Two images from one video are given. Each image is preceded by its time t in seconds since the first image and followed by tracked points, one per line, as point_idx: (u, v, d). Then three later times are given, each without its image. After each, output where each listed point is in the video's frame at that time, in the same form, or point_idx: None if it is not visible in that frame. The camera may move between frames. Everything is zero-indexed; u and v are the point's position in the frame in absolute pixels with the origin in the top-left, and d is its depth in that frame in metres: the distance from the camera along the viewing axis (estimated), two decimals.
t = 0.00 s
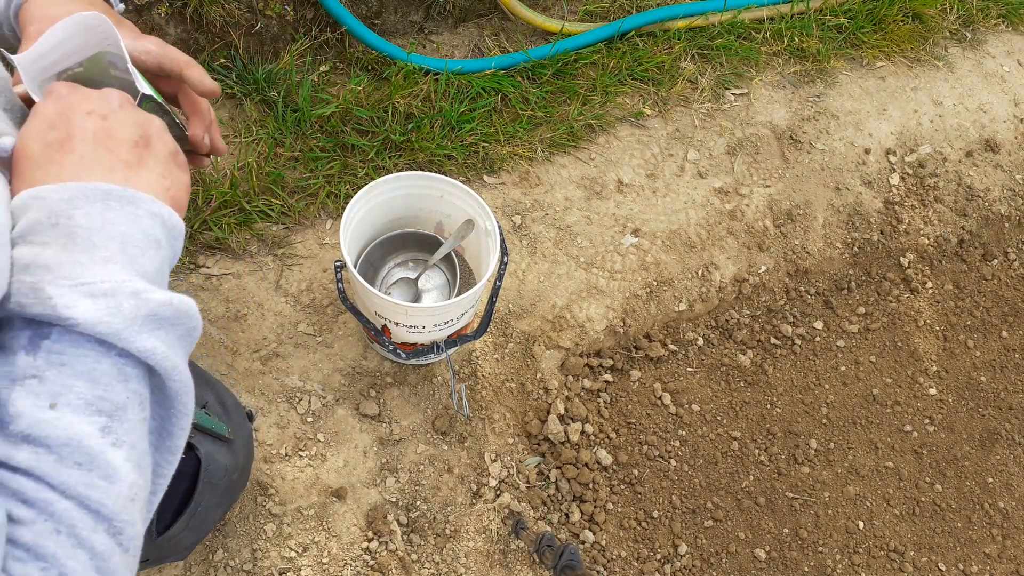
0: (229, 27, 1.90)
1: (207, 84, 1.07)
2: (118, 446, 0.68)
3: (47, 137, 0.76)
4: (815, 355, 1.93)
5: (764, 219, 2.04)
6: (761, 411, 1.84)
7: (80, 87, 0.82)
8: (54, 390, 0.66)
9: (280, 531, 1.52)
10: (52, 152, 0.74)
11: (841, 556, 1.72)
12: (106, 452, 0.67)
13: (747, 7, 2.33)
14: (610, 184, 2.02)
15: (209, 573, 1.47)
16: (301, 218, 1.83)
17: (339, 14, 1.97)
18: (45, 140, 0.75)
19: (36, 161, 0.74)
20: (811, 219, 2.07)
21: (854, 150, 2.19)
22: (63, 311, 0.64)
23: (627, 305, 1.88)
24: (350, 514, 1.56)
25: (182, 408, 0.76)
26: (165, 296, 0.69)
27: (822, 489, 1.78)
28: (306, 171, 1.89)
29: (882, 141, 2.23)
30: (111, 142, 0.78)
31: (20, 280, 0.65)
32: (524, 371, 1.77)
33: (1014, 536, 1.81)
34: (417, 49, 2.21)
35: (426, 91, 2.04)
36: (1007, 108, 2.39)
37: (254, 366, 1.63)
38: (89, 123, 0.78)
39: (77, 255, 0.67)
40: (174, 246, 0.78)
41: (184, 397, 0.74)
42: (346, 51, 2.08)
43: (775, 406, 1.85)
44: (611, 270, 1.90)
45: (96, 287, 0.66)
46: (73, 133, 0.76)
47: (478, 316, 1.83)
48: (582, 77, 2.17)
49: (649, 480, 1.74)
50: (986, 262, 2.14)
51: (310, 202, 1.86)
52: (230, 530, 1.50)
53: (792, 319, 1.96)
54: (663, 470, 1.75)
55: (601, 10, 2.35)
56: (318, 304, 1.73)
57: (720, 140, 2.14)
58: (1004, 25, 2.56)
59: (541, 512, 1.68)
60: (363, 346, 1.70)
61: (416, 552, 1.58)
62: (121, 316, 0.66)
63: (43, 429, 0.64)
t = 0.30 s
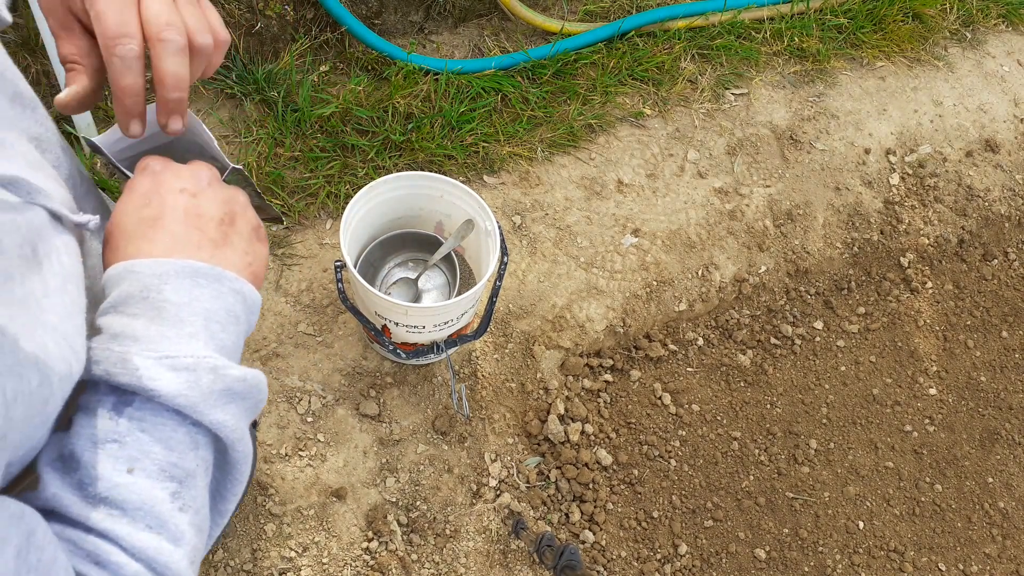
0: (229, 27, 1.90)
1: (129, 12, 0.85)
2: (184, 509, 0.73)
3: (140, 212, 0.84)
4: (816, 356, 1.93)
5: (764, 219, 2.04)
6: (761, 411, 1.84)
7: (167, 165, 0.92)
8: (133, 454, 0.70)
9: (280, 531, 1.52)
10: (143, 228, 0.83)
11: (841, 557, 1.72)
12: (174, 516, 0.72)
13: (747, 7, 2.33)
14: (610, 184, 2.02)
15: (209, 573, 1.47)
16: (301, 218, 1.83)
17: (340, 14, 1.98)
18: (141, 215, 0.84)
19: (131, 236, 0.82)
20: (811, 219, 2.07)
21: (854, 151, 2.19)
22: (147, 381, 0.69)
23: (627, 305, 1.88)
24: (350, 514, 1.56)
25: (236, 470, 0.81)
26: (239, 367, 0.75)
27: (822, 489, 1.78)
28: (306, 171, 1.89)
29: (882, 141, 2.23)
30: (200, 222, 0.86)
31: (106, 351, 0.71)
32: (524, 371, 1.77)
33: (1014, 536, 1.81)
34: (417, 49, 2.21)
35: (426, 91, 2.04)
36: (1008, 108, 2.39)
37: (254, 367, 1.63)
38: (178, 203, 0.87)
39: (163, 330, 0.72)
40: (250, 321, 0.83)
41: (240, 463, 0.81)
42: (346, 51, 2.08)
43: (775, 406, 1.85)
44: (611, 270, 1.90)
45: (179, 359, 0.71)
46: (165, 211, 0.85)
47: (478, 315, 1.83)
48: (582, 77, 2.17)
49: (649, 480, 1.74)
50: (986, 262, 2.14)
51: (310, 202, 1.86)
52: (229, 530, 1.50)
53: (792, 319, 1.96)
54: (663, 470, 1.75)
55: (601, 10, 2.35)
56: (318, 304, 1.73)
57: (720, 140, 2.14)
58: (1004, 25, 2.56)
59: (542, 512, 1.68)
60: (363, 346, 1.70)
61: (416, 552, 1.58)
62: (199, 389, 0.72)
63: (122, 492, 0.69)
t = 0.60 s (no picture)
0: (230, 27, 1.90)
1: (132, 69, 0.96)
2: (240, 514, 0.76)
3: (204, 264, 0.92)
4: (814, 355, 1.94)
5: (764, 219, 2.04)
6: (760, 411, 1.84)
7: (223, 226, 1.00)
8: (203, 455, 0.73)
9: (280, 530, 1.53)
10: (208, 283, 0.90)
11: (840, 556, 1.73)
12: (233, 514, 0.75)
13: (747, 8, 2.34)
14: (610, 184, 2.03)
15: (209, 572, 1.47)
16: (302, 218, 1.84)
17: (340, 15, 1.99)
18: (206, 267, 0.92)
19: (195, 286, 0.89)
20: (810, 219, 2.07)
21: (853, 151, 2.20)
22: (219, 392, 0.74)
23: (626, 305, 1.88)
24: (351, 514, 1.57)
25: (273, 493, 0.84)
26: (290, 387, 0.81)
27: (821, 489, 1.78)
28: (307, 171, 1.90)
29: (881, 141, 2.24)
30: (254, 272, 0.95)
31: (178, 365, 0.76)
32: (524, 371, 1.78)
33: (1012, 535, 1.81)
34: (418, 50, 2.21)
35: (426, 92, 2.05)
36: (1007, 109, 2.39)
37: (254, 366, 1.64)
38: (237, 255, 0.95)
39: (228, 352, 0.79)
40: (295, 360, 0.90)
41: (281, 483, 0.84)
42: (347, 52, 2.09)
43: (774, 406, 1.85)
44: (611, 271, 1.91)
45: (247, 375, 0.77)
46: (226, 264, 0.93)
47: (478, 315, 1.84)
48: (582, 78, 2.18)
49: (648, 479, 1.74)
50: (985, 263, 2.15)
51: (311, 202, 1.87)
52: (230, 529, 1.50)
53: (790, 319, 1.97)
54: (662, 469, 1.75)
55: (601, 11, 2.36)
56: (319, 304, 1.73)
57: (719, 141, 2.14)
58: (1003, 26, 2.57)
59: (541, 512, 1.69)
60: (364, 346, 1.71)
61: (416, 551, 1.58)
62: (261, 400, 0.77)
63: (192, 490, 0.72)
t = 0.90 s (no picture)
0: (229, 27, 1.90)
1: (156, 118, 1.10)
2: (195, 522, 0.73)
3: (241, 293, 0.91)
4: (815, 355, 1.93)
5: (764, 219, 2.04)
6: (761, 411, 1.84)
7: (279, 268, 0.99)
8: (187, 450, 0.72)
9: (280, 531, 1.52)
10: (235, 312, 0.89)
11: (841, 556, 1.73)
12: (191, 517, 0.72)
13: (747, 7, 2.34)
14: (610, 184, 2.02)
15: (209, 572, 1.47)
16: (301, 218, 1.84)
17: (340, 15, 1.98)
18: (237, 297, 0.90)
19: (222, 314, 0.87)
20: (810, 219, 2.07)
21: (853, 151, 2.20)
22: (218, 406, 0.75)
23: (626, 305, 1.88)
24: (350, 514, 1.57)
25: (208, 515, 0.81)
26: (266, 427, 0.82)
27: (821, 489, 1.78)
28: (307, 171, 1.89)
29: (882, 141, 2.23)
30: (277, 328, 0.91)
31: (180, 365, 0.76)
32: (524, 371, 1.77)
33: (1013, 536, 1.81)
34: (417, 49, 2.21)
35: (426, 91, 2.05)
36: (1007, 108, 2.39)
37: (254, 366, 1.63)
38: (270, 305, 0.92)
39: (234, 374, 0.79)
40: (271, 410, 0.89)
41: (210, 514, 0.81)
42: (347, 52, 2.08)
43: (774, 406, 1.85)
44: (611, 271, 1.90)
45: (244, 401, 0.77)
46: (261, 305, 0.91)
47: (478, 316, 1.83)
48: (582, 78, 2.18)
49: (648, 480, 1.74)
50: (986, 262, 2.15)
51: (311, 202, 1.86)
52: (230, 529, 1.50)
53: (791, 319, 1.96)
54: (663, 469, 1.75)
55: (601, 11, 2.36)
56: (318, 304, 1.73)
57: (719, 140, 2.14)
58: (1003, 25, 2.56)
59: (541, 512, 1.68)
60: (363, 346, 1.71)
61: (415, 552, 1.58)
62: (245, 425, 0.77)
63: (170, 477, 0.70)
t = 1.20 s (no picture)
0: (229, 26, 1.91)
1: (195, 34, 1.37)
2: (129, 527, 0.75)
3: (215, 392, 1.02)
4: (815, 355, 1.93)
5: (764, 219, 2.04)
6: (761, 411, 1.84)
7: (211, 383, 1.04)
8: (141, 440, 0.78)
9: (280, 531, 1.52)
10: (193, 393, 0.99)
11: (841, 557, 1.72)
12: (132, 499, 0.74)
13: (747, 7, 2.33)
14: (610, 184, 2.02)
15: (208, 573, 1.47)
16: (301, 218, 1.83)
17: (340, 14, 1.98)
18: (209, 395, 1.01)
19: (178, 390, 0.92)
20: (811, 219, 2.07)
21: (854, 150, 2.19)
22: (174, 424, 0.84)
23: (627, 305, 1.88)
24: (350, 514, 1.57)
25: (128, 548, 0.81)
26: (207, 473, 0.88)
27: (822, 489, 1.78)
28: (306, 170, 1.89)
29: (882, 141, 2.23)
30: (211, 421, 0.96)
31: (151, 392, 0.86)
32: (524, 371, 1.77)
33: (1014, 536, 1.81)
34: (417, 49, 2.21)
35: (426, 91, 2.04)
36: (1007, 108, 2.39)
37: (254, 366, 1.63)
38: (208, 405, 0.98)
39: (188, 413, 0.88)
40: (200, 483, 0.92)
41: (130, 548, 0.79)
42: (346, 51, 2.08)
43: (775, 407, 1.85)
44: (611, 270, 1.90)
45: (193, 435, 0.85)
46: (221, 408, 1.01)
47: (478, 316, 1.83)
48: (582, 77, 2.17)
49: (649, 480, 1.73)
50: (987, 262, 2.14)
51: (310, 202, 1.86)
52: (229, 530, 1.50)
53: (791, 319, 1.96)
54: (663, 470, 1.75)
55: (601, 10, 2.35)
56: (318, 304, 1.73)
57: (720, 140, 2.14)
58: (1003, 25, 2.56)
59: (542, 512, 1.68)
60: (363, 347, 1.70)
61: (415, 552, 1.58)
62: (191, 449, 0.84)
63: (127, 453, 0.75)
